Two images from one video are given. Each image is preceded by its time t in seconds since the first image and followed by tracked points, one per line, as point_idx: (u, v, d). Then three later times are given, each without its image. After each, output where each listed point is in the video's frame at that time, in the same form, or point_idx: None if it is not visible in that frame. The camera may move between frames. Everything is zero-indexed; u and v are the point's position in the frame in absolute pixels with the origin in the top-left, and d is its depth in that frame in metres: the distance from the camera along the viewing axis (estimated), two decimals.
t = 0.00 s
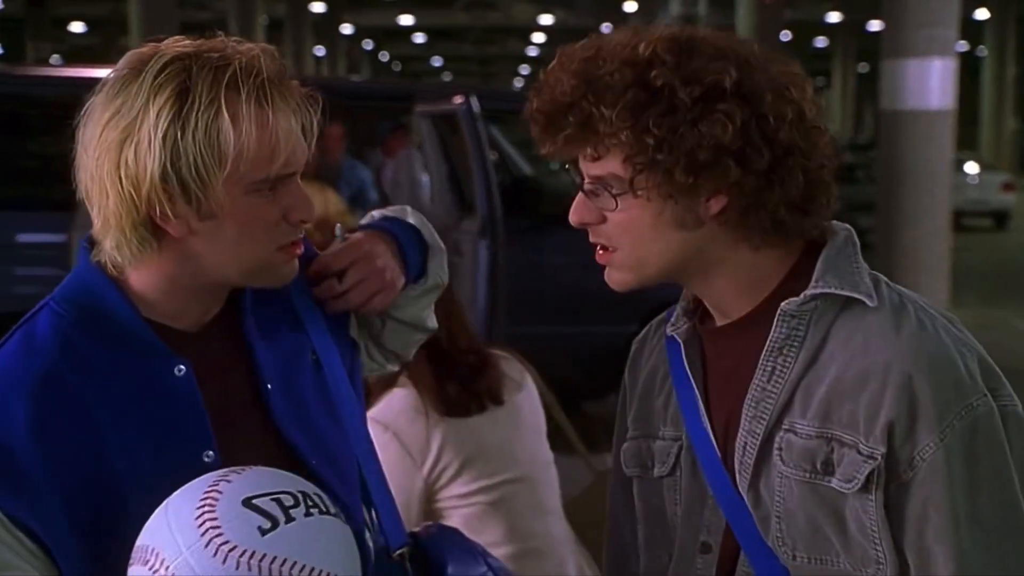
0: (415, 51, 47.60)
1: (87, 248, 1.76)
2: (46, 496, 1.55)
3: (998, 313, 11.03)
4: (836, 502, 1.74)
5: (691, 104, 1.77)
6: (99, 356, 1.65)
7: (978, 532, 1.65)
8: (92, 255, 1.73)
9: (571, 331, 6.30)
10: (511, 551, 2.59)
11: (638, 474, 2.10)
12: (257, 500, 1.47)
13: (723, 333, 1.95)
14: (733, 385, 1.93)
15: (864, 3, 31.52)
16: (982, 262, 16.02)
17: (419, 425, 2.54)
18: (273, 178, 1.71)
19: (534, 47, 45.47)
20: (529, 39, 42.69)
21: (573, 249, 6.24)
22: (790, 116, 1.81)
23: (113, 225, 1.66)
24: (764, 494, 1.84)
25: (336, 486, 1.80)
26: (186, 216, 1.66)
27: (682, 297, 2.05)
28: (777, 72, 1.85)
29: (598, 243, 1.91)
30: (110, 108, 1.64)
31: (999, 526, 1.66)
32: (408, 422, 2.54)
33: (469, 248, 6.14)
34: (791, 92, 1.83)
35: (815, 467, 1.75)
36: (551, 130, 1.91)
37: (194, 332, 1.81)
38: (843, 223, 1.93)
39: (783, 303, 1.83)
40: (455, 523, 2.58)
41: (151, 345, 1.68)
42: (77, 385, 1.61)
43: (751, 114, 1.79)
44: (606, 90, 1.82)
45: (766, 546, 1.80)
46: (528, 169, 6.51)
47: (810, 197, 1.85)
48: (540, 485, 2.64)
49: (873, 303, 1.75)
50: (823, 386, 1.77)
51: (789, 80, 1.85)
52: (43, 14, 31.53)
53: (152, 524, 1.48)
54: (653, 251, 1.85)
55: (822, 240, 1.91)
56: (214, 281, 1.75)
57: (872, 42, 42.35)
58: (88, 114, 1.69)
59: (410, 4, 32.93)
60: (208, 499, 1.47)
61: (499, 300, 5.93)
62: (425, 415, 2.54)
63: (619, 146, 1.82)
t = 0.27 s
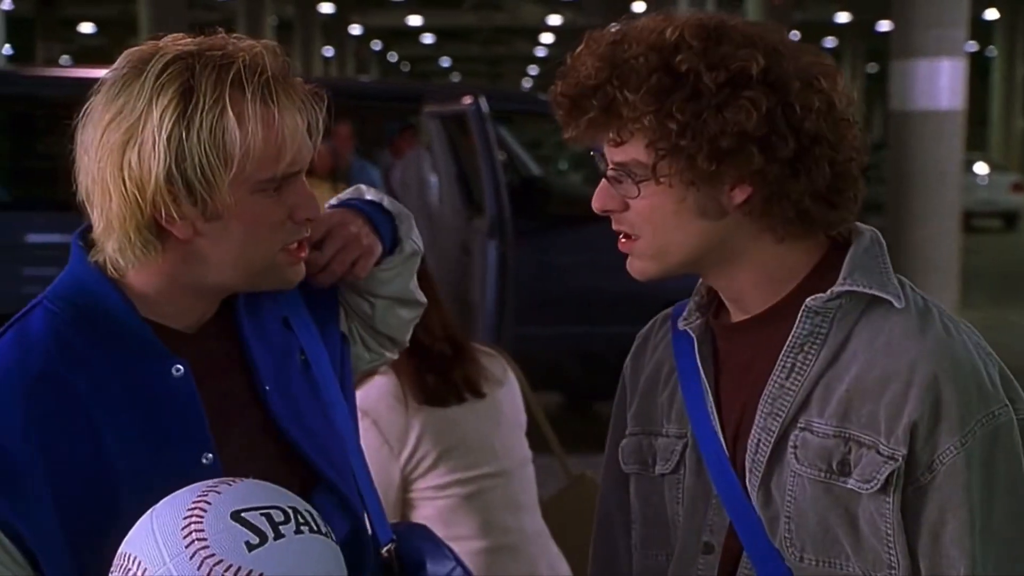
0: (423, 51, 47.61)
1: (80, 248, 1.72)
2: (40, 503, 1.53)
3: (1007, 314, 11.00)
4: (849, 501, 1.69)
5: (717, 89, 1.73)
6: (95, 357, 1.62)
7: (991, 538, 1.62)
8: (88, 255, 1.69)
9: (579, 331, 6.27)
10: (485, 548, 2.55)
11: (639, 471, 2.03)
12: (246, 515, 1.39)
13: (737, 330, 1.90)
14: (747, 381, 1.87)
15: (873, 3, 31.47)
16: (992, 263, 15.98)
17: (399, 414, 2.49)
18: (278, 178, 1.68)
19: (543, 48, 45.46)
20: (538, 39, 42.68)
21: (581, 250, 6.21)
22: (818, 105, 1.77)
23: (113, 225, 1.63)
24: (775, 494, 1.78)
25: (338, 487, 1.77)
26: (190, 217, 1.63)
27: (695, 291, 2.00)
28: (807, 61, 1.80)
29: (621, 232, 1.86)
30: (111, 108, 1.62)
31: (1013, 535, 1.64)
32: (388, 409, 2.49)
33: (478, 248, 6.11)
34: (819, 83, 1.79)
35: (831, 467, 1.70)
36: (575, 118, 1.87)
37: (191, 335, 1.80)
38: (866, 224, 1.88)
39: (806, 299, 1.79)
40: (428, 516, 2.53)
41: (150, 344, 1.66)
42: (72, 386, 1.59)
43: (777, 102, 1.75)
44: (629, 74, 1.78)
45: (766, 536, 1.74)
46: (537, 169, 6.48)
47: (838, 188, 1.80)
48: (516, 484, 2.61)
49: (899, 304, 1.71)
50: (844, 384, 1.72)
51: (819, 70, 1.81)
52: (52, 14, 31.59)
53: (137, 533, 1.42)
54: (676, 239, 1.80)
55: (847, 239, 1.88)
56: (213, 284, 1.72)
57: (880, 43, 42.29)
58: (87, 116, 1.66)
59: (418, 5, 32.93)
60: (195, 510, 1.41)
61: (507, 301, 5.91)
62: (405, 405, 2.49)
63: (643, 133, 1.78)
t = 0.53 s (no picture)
0: (428, 54, 47.67)
1: (80, 250, 1.74)
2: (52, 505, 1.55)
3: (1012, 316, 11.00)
4: (844, 497, 1.70)
5: (744, 77, 1.76)
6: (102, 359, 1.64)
7: (984, 537, 1.64)
8: (88, 257, 1.71)
9: (583, 335, 6.27)
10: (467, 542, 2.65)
11: (634, 470, 2.05)
12: (263, 528, 1.44)
13: (740, 327, 1.91)
14: (747, 376, 1.89)
15: (878, 5, 31.49)
16: (996, 265, 15.99)
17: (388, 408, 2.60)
18: (283, 181, 1.70)
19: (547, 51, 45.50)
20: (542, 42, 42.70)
21: (586, 253, 6.23)
22: (839, 93, 1.80)
23: (116, 224, 1.65)
24: (770, 491, 1.79)
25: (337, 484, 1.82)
26: (193, 218, 1.65)
27: (697, 289, 2.03)
28: (820, 52, 1.84)
29: (635, 228, 1.86)
30: (116, 107, 1.64)
31: (1005, 537, 1.66)
32: (380, 402, 2.60)
33: (483, 251, 6.14)
34: (836, 70, 1.82)
35: (828, 462, 1.71)
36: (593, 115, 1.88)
37: (193, 337, 1.81)
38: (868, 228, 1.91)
39: (812, 294, 1.80)
40: (414, 508, 2.63)
41: (155, 345, 1.68)
42: (79, 389, 1.61)
43: (801, 87, 1.77)
44: (651, 67, 1.80)
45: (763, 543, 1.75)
46: (542, 172, 6.52)
47: (855, 176, 1.84)
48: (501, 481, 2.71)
49: (903, 303, 1.73)
50: (844, 381, 1.73)
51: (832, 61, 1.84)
52: (58, 18, 31.68)
53: (152, 546, 1.46)
54: (698, 232, 1.81)
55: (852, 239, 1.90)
56: (212, 288, 1.74)
57: (885, 45, 42.28)
58: (92, 113, 1.68)
59: (423, 8, 32.98)
60: (213, 524, 1.44)
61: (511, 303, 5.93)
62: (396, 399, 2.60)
63: (668, 124, 1.79)
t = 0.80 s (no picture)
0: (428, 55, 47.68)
1: (80, 252, 1.76)
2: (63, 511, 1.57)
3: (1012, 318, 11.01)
4: (835, 495, 1.72)
5: (719, 55, 1.79)
6: (109, 364, 1.66)
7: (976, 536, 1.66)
8: (89, 259, 1.73)
9: (582, 336, 6.28)
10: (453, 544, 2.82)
11: (620, 470, 2.07)
12: (281, 541, 1.47)
13: (726, 325, 1.94)
14: (735, 373, 1.91)
15: (877, 6, 31.51)
16: (997, 267, 16.00)
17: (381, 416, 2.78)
18: (285, 185, 1.72)
19: (547, 52, 45.51)
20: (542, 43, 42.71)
21: (585, 254, 6.25)
22: (812, 73, 1.84)
23: (115, 223, 1.66)
24: (758, 488, 1.80)
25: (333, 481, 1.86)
26: (194, 219, 1.67)
27: (684, 289, 2.05)
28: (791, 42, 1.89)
29: (627, 235, 1.85)
30: (118, 106, 1.66)
31: (995, 536, 1.68)
32: (374, 408, 2.78)
33: (482, 252, 6.15)
34: (808, 54, 1.87)
35: (819, 459, 1.73)
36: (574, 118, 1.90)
37: (196, 339, 1.83)
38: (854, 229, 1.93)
39: (803, 292, 1.82)
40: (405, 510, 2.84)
41: (162, 349, 1.70)
42: (87, 394, 1.62)
43: (776, 65, 1.81)
44: (627, 61, 1.83)
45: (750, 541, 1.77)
46: (541, 172, 6.53)
47: (839, 157, 1.87)
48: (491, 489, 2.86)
49: (894, 303, 1.75)
50: (835, 379, 1.75)
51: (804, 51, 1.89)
52: (57, 19, 31.71)
53: (169, 551, 1.48)
54: (688, 224, 1.81)
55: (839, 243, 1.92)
56: (213, 288, 1.76)
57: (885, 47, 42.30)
58: (92, 111, 1.70)
59: (423, 9, 33.01)
60: (231, 533, 1.47)
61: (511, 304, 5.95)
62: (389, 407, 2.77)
63: (651, 112, 1.78)
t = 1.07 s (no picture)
0: (430, 55, 47.74)
1: (89, 252, 1.81)
2: (78, 508, 1.62)
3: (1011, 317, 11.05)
4: (822, 486, 1.77)
5: (705, 50, 1.85)
6: (123, 365, 1.71)
7: (963, 526, 1.70)
8: (97, 258, 1.78)
9: (582, 335, 6.33)
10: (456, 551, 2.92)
11: (604, 469, 2.12)
12: (309, 547, 1.53)
13: (711, 320, 1.97)
14: (720, 369, 1.95)
15: (878, 6, 31.55)
16: (997, 266, 16.04)
17: (384, 427, 2.88)
18: (292, 189, 1.77)
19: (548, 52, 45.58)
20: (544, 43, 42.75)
21: (584, 253, 6.31)
22: (799, 74, 1.89)
23: (122, 224, 1.72)
24: (744, 481, 1.85)
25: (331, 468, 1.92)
26: (200, 219, 1.72)
27: (666, 288, 2.09)
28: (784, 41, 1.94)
29: (609, 214, 1.94)
30: (126, 106, 1.71)
31: (979, 524, 1.72)
32: (376, 420, 2.89)
33: (482, 251, 6.21)
34: (799, 56, 1.91)
35: (806, 451, 1.78)
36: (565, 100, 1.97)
37: (206, 346, 1.88)
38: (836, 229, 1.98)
39: (788, 287, 1.86)
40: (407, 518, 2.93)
41: (173, 349, 1.75)
42: (102, 396, 1.67)
43: (762, 64, 1.86)
44: (619, 49, 1.90)
45: (733, 534, 1.82)
46: (542, 173, 6.59)
47: (820, 160, 1.92)
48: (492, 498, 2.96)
49: (877, 297, 1.80)
50: (819, 373, 1.80)
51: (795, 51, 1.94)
52: (59, 18, 31.79)
53: (195, 556, 1.52)
54: (663, 210, 1.88)
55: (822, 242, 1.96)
56: (218, 288, 1.80)
57: (886, 46, 42.32)
58: (100, 111, 1.75)
59: (424, 9, 33.07)
60: (259, 539, 1.52)
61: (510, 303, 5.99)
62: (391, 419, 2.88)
63: (633, 100, 1.87)
